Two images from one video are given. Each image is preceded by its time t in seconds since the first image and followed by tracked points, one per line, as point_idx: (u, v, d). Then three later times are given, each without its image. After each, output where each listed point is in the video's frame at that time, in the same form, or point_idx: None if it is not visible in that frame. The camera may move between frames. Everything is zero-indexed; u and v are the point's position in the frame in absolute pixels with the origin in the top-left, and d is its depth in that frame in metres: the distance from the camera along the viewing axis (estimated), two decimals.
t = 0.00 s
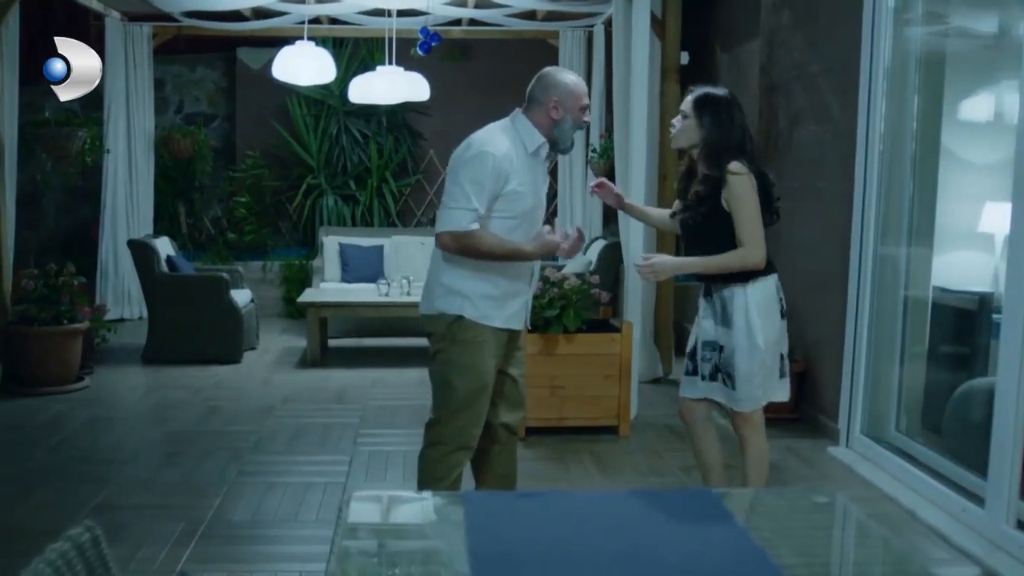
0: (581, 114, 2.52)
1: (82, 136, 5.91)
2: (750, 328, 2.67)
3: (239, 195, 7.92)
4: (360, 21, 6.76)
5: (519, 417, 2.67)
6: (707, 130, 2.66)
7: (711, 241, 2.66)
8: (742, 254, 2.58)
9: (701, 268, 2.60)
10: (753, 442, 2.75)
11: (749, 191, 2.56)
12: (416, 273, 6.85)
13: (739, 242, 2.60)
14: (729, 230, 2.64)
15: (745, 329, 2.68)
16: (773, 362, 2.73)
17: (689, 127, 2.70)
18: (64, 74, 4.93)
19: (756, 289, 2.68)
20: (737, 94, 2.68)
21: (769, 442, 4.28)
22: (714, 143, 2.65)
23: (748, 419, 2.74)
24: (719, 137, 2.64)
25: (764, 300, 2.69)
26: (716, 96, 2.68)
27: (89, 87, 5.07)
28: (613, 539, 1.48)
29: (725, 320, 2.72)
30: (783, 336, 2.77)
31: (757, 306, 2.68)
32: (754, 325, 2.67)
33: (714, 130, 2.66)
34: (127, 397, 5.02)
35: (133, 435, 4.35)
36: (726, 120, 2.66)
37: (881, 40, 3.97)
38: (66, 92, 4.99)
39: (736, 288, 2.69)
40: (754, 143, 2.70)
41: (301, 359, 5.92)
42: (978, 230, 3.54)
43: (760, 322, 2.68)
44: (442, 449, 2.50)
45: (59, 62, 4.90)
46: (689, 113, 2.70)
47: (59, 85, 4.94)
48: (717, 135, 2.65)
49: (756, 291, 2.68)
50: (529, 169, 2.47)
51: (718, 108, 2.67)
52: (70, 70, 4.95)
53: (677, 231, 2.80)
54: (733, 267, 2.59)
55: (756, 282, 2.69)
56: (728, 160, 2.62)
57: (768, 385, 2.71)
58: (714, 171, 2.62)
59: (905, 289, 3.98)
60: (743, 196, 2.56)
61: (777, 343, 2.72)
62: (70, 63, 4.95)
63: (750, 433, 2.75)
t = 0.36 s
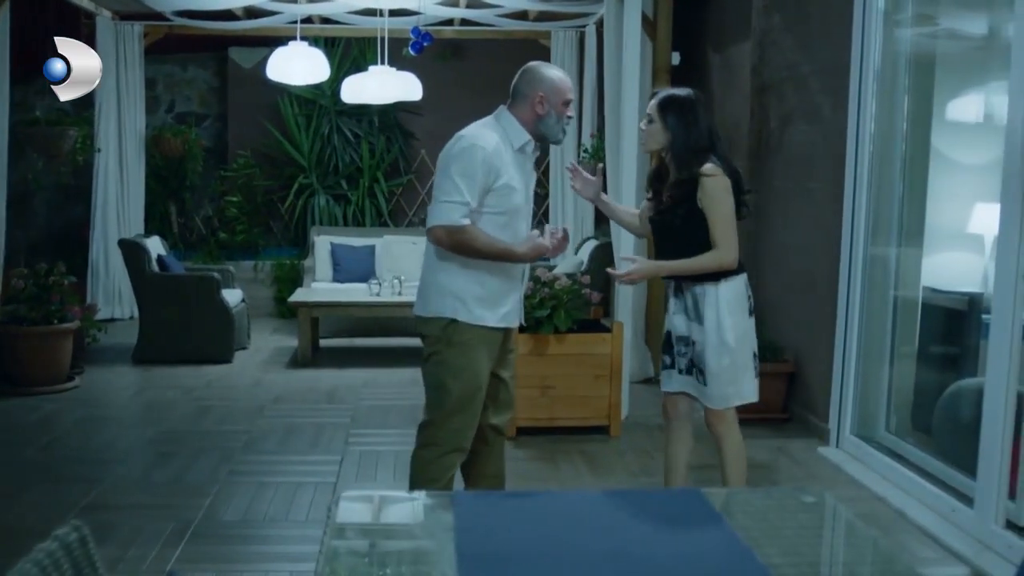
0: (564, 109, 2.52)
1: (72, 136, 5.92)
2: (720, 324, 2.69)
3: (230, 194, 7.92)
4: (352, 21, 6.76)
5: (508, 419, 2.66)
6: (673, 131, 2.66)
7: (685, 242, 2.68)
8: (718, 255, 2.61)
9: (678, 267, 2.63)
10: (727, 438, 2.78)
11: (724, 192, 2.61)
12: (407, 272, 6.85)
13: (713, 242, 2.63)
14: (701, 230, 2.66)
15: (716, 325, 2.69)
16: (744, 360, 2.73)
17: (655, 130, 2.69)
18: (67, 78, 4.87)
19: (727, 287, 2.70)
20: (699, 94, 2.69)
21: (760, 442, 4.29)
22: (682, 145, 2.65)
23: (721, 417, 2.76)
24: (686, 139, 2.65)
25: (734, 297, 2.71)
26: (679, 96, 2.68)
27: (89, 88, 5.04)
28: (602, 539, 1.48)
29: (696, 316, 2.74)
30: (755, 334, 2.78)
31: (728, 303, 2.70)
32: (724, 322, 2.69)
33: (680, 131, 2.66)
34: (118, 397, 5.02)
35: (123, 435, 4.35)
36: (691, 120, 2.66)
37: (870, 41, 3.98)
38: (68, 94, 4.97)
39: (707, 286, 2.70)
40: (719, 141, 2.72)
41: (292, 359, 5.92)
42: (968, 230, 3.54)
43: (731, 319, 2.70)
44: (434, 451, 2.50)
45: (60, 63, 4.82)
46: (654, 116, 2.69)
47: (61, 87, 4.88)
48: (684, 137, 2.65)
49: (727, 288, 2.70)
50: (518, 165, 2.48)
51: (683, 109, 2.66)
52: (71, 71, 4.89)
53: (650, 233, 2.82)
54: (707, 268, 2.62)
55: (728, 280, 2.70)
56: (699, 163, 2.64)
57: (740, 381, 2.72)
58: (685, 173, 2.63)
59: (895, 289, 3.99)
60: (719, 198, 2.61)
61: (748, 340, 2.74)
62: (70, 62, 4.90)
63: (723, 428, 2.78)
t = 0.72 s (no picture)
0: (544, 105, 2.53)
1: (69, 137, 5.92)
2: (698, 323, 2.69)
3: (227, 195, 7.92)
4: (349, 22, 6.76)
5: (503, 420, 2.66)
6: (658, 131, 2.67)
7: (668, 242, 2.68)
8: (699, 255, 2.61)
9: (660, 267, 2.63)
10: (704, 442, 2.75)
11: (706, 192, 2.61)
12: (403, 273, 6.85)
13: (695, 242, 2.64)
14: (686, 229, 2.66)
15: (694, 325, 2.69)
16: (715, 361, 2.74)
17: (639, 129, 2.70)
18: (67, 78, 4.86)
19: (705, 286, 2.70)
20: (683, 95, 2.71)
21: (755, 443, 4.30)
22: (666, 144, 2.66)
23: (692, 417, 2.74)
24: (669, 137, 2.65)
25: (712, 296, 2.71)
26: (665, 96, 2.70)
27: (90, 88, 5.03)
28: (600, 539, 1.49)
29: (673, 314, 2.73)
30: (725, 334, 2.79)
31: (706, 302, 2.70)
32: (702, 321, 2.69)
33: (664, 129, 2.66)
34: (115, 397, 5.02)
35: (119, 436, 4.35)
36: (675, 120, 2.67)
37: (867, 41, 3.98)
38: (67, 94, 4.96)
39: (687, 284, 2.70)
40: (702, 142, 2.73)
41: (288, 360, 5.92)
42: (964, 231, 3.55)
43: (709, 319, 2.70)
44: (429, 452, 2.50)
45: (59, 63, 4.81)
46: (638, 116, 2.70)
47: (62, 88, 4.87)
48: (670, 136, 2.66)
49: (707, 287, 2.70)
50: (502, 160, 2.48)
51: (668, 108, 2.68)
52: (71, 71, 4.88)
53: (633, 234, 2.83)
54: (687, 268, 2.62)
55: (707, 280, 2.70)
56: (682, 162, 2.66)
57: (710, 381, 2.73)
58: (669, 173, 2.64)
59: (891, 289, 4.00)
60: (701, 197, 2.61)
61: (720, 340, 2.75)
62: (70, 63, 4.89)
63: (696, 429, 2.75)
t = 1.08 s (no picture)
0: (533, 104, 2.53)
1: (66, 137, 5.95)
2: (694, 323, 2.69)
3: (222, 195, 7.92)
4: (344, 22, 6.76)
5: (500, 421, 2.67)
6: (652, 132, 2.66)
7: (663, 241, 2.70)
8: (695, 253, 2.63)
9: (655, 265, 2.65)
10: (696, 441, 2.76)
11: (701, 191, 2.62)
12: (398, 273, 6.86)
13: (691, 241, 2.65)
14: (680, 229, 2.68)
15: (690, 325, 2.69)
16: (712, 359, 2.74)
17: (633, 130, 2.68)
18: (68, 78, 4.87)
19: (701, 286, 2.69)
20: (679, 95, 2.70)
21: (751, 442, 4.31)
22: (660, 146, 2.66)
23: (686, 416, 2.76)
24: (664, 139, 2.65)
25: (708, 296, 2.71)
26: (660, 97, 2.68)
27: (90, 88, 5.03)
28: (598, 539, 1.49)
29: (668, 313, 2.74)
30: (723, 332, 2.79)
31: (703, 302, 2.70)
32: (699, 320, 2.70)
33: (659, 129, 2.66)
34: (112, 398, 5.02)
35: (116, 436, 4.35)
36: (670, 121, 2.66)
37: (862, 42, 4.00)
38: (68, 93, 4.96)
39: (683, 284, 2.70)
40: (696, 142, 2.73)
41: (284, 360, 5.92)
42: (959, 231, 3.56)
43: (705, 318, 2.70)
44: (424, 453, 2.51)
45: (59, 63, 4.81)
46: (635, 116, 2.68)
47: (61, 88, 4.87)
48: (663, 138, 2.66)
49: (703, 287, 2.70)
50: (492, 158, 2.49)
51: (663, 108, 2.67)
52: (71, 71, 4.88)
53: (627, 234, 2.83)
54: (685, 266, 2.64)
55: (704, 279, 2.70)
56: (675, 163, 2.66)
57: (706, 380, 2.73)
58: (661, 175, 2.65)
59: (886, 289, 4.01)
60: (696, 196, 2.62)
61: (718, 339, 2.74)
62: (70, 63, 4.89)
63: (688, 429, 2.77)
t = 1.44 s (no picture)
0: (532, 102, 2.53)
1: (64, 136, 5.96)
2: (710, 323, 2.71)
3: (219, 195, 7.92)
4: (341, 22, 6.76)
5: (500, 423, 2.67)
6: (659, 134, 2.67)
7: (674, 244, 2.70)
8: (709, 254, 2.64)
9: (670, 268, 2.65)
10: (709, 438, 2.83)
11: (712, 194, 2.65)
12: (396, 273, 6.86)
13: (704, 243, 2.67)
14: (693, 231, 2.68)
15: (705, 325, 2.71)
16: (728, 358, 2.76)
17: (640, 133, 2.69)
18: (67, 77, 4.86)
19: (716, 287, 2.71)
20: (684, 98, 2.72)
21: (750, 442, 4.31)
22: (667, 148, 2.66)
23: (705, 412, 2.81)
24: (671, 140, 2.66)
25: (723, 296, 2.73)
26: (666, 100, 2.70)
27: (89, 87, 5.03)
28: (599, 539, 1.50)
29: (683, 315, 2.75)
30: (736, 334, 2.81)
31: (718, 302, 2.72)
32: (714, 320, 2.71)
33: (666, 131, 2.67)
34: (109, 398, 5.02)
35: (114, 436, 4.35)
36: (676, 123, 2.67)
37: (860, 43, 4.02)
38: (67, 93, 4.95)
39: (698, 286, 2.72)
40: (700, 145, 2.74)
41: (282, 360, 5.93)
42: (955, 231, 3.57)
43: (721, 318, 2.72)
44: (426, 453, 2.51)
45: (58, 63, 4.81)
46: (641, 118, 2.69)
47: (61, 87, 4.86)
48: (670, 140, 2.66)
49: (718, 288, 2.72)
50: (490, 158, 2.49)
51: (670, 111, 2.68)
52: (71, 71, 4.88)
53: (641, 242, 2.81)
54: (699, 269, 2.65)
55: (718, 280, 2.72)
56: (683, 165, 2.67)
57: (723, 379, 2.75)
58: (668, 176, 2.65)
59: (884, 289, 4.02)
60: (707, 199, 2.64)
61: (732, 339, 2.76)
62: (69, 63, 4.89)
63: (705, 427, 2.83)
